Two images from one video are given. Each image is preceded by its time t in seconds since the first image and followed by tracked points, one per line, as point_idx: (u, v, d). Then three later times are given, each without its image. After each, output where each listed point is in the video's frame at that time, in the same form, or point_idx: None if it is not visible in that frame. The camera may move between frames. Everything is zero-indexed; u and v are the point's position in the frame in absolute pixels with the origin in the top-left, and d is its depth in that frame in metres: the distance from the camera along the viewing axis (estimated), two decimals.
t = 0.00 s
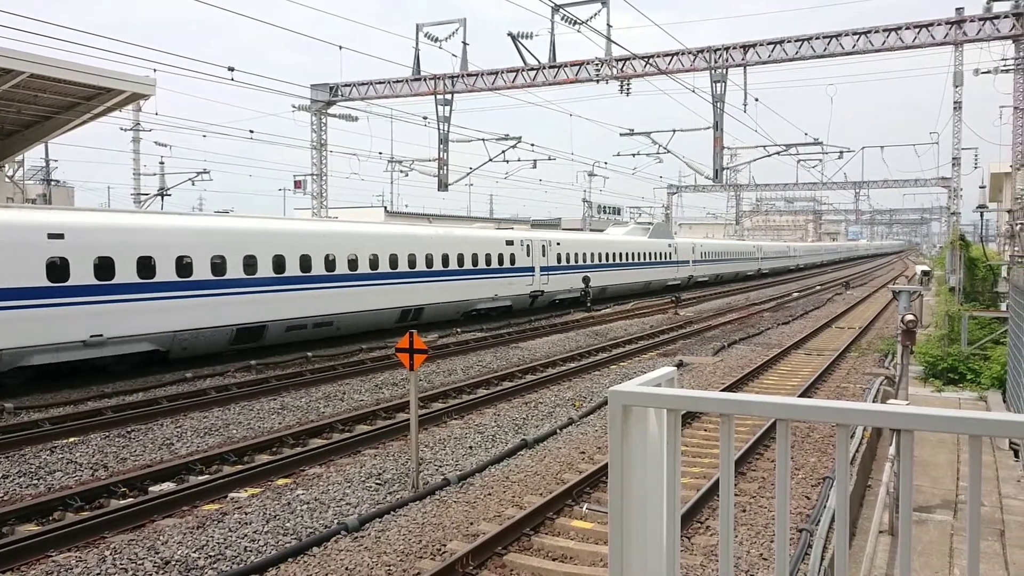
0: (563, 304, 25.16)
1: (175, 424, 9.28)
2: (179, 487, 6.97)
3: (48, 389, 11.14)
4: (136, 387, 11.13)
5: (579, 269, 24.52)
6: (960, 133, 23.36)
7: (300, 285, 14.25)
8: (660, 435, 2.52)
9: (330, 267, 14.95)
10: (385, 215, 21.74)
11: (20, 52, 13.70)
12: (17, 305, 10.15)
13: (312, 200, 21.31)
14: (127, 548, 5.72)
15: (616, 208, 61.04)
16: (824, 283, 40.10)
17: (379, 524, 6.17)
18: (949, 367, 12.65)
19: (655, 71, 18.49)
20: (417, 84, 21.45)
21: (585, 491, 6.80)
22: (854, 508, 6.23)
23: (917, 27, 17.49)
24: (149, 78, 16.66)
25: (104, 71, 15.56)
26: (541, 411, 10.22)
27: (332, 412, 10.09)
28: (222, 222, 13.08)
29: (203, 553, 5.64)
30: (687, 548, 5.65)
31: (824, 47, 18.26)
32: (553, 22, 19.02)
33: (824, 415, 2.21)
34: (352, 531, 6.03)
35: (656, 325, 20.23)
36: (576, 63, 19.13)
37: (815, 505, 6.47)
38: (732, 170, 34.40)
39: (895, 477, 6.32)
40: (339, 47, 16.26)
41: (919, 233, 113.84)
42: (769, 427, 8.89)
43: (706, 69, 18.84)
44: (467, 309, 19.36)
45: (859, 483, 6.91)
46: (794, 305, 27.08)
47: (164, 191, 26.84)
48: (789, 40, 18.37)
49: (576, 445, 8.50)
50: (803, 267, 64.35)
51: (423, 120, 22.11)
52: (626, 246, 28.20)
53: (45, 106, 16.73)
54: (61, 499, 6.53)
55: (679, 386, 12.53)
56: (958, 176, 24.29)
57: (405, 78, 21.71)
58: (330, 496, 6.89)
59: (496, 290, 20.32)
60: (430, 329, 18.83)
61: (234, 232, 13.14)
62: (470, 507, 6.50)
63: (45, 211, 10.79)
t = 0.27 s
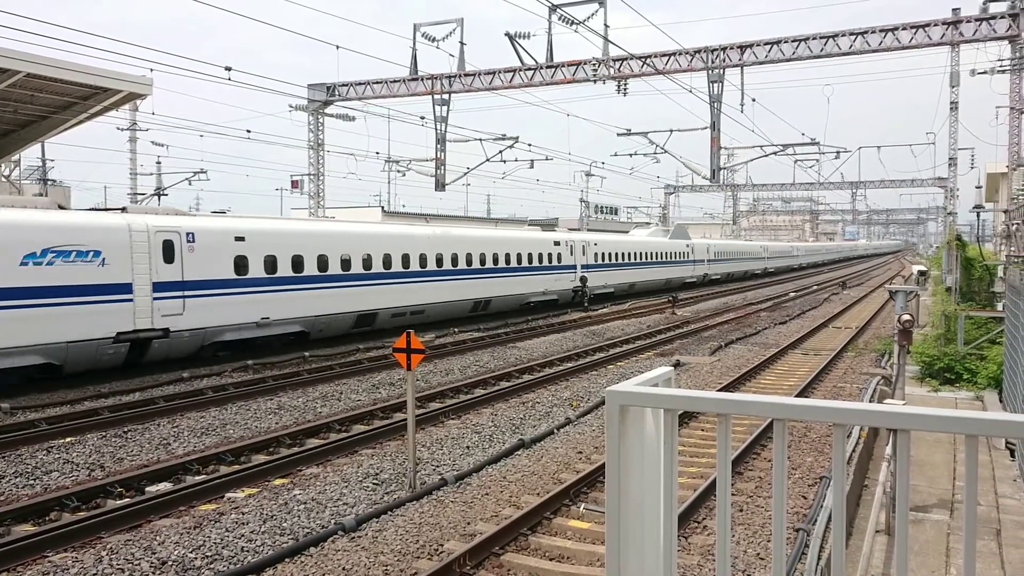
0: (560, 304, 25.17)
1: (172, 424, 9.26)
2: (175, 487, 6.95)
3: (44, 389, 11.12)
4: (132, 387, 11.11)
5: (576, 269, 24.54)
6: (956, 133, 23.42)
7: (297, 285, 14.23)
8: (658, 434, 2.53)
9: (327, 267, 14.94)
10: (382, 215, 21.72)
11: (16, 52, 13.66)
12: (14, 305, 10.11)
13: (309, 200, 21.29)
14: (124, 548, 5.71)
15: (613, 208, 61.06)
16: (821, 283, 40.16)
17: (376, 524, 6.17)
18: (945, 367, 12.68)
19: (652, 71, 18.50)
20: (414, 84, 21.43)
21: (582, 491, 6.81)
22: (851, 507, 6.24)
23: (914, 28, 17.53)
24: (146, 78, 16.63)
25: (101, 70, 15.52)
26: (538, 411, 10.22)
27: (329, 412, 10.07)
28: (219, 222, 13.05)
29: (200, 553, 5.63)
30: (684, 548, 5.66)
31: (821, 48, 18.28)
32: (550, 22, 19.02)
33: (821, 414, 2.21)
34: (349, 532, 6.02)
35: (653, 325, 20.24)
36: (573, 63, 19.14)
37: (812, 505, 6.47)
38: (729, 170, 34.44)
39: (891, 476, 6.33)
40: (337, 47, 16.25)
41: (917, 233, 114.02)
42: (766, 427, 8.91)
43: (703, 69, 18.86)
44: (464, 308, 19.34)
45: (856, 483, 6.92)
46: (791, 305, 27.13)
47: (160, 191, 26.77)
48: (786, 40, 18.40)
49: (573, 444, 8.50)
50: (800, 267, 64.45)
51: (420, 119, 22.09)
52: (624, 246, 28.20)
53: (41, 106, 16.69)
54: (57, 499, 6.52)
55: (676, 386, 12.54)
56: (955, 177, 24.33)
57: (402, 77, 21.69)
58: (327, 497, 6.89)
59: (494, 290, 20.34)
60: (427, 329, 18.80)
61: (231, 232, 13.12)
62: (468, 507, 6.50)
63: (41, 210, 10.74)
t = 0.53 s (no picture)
0: (557, 305, 25.19)
1: (168, 425, 9.24)
2: (171, 487, 6.94)
3: (40, 389, 11.10)
4: (128, 388, 11.09)
5: (572, 270, 24.56)
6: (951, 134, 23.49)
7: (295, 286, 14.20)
8: (656, 434, 2.53)
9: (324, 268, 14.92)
10: (379, 216, 21.71)
11: (11, 52, 13.62)
12: (9, 305, 10.10)
13: (305, 201, 21.26)
14: (120, 549, 5.70)
15: (610, 208, 61.09)
16: (817, 284, 40.23)
17: (372, 524, 6.16)
18: (941, 368, 12.73)
19: (649, 72, 18.53)
20: (411, 85, 21.41)
21: (579, 491, 6.81)
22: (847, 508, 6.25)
23: (910, 29, 17.57)
24: (142, 78, 16.60)
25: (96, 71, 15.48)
26: (534, 412, 10.23)
27: (326, 413, 10.06)
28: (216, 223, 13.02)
29: (196, 553, 5.62)
30: (681, 548, 5.67)
31: (817, 49, 18.31)
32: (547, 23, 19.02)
33: (817, 415, 2.21)
34: (345, 532, 6.02)
35: (650, 325, 20.27)
36: (570, 64, 19.15)
37: (808, 505, 6.49)
38: (725, 170, 34.51)
39: (888, 477, 6.35)
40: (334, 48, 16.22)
41: (912, 234, 114.39)
42: (763, 427, 8.92)
43: (700, 70, 18.88)
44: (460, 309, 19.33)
45: (852, 484, 6.93)
46: (788, 305, 27.19)
47: (156, 191, 26.74)
48: (783, 41, 18.43)
49: (570, 445, 8.51)
50: (796, 267, 64.58)
51: (417, 120, 22.08)
52: (620, 247, 28.22)
53: (37, 106, 16.64)
54: (53, 500, 6.50)
55: (673, 387, 12.56)
56: (950, 178, 24.40)
57: (399, 78, 21.67)
58: (323, 497, 6.88)
59: (490, 290, 20.33)
60: (424, 330, 18.78)
61: (228, 233, 13.08)
62: (464, 508, 6.50)
63: (33, 212, 10.72)
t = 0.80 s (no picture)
0: (554, 305, 25.18)
1: (164, 425, 9.21)
2: (167, 487, 6.92)
3: (35, 389, 11.05)
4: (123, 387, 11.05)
5: (569, 269, 24.56)
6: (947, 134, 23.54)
7: (290, 285, 14.18)
8: (652, 434, 2.53)
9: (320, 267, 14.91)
10: (375, 216, 21.69)
11: (7, 50, 13.56)
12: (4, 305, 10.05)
13: (301, 200, 21.22)
14: (115, 549, 5.68)
15: (606, 208, 61.14)
16: (813, 283, 40.31)
17: (369, 524, 6.15)
18: (936, 367, 12.76)
19: (646, 72, 18.53)
20: (407, 84, 21.38)
21: (575, 491, 6.80)
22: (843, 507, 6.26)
23: (906, 29, 17.60)
24: (137, 78, 16.55)
25: (93, 69, 15.43)
26: (531, 411, 10.22)
27: (322, 413, 10.04)
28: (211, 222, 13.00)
29: (193, 553, 5.60)
30: (678, 548, 5.67)
31: (813, 49, 18.33)
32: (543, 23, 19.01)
33: (815, 415, 2.21)
34: (342, 532, 6.00)
35: (646, 325, 20.29)
36: (566, 64, 19.15)
37: (804, 505, 6.49)
38: (722, 170, 34.55)
39: (883, 476, 6.36)
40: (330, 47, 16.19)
41: (908, 234, 114.68)
42: (759, 427, 8.94)
43: (696, 70, 18.89)
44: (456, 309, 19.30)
45: (848, 483, 6.94)
46: (784, 305, 27.23)
47: (153, 191, 26.69)
48: (779, 41, 18.45)
49: (566, 445, 8.50)
50: (792, 267, 64.69)
51: (413, 119, 22.05)
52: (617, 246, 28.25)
53: (32, 105, 16.58)
54: (48, 500, 6.48)
55: (669, 386, 12.55)
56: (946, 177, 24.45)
57: (395, 77, 21.65)
58: (320, 497, 6.86)
59: (487, 290, 20.31)
60: (420, 329, 18.75)
61: (223, 232, 13.07)
62: (461, 507, 6.49)
63: (29, 210, 10.66)
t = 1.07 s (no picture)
0: (551, 305, 25.19)
1: (162, 424, 9.20)
2: (165, 487, 6.91)
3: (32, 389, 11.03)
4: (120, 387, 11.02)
5: (566, 269, 24.56)
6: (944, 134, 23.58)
7: (287, 285, 14.17)
8: (649, 433, 2.53)
9: (318, 267, 14.90)
10: (372, 215, 21.67)
11: (4, 49, 13.53)
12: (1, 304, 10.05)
13: (299, 200, 21.19)
14: (113, 549, 5.67)
15: (604, 208, 61.14)
16: (811, 283, 40.35)
17: (367, 524, 6.14)
18: (934, 367, 12.79)
19: (644, 72, 18.54)
20: (405, 84, 21.37)
21: (573, 490, 6.81)
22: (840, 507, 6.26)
23: (903, 29, 17.63)
24: (135, 77, 16.53)
25: (90, 69, 15.41)
26: (529, 411, 10.22)
27: (320, 412, 10.04)
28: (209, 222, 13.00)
29: (190, 553, 5.59)
30: (675, 547, 5.68)
31: (810, 49, 18.35)
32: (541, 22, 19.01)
33: (813, 414, 2.21)
34: (340, 532, 6.00)
35: (644, 325, 20.30)
36: (564, 63, 19.15)
37: (802, 504, 6.50)
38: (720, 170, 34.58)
39: (880, 476, 6.37)
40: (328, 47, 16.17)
41: (906, 234, 114.80)
42: (756, 426, 8.95)
43: (694, 70, 18.90)
44: (454, 309, 19.29)
45: (845, 483, 6.95)
46: (782, 305, 27.26)
47: (150, 190, 26.66)
48: (777, 41, 18.47)
49: (564, 444, 8.50)
50: (790, 267, 64.75)
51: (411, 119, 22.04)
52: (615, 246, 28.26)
53: (29, 104, 16.54)
54: (45, 500, 6.46)
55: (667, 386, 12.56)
56: (943, 178, 24.49)
57: (393, 77, 21.63)
58: (317, 497, 6.85)
59: (484, 290, 20.28)
60: (418, 329, 18.73)
61: (221, 232, 13.06)
62: (459, 507, 6.48)
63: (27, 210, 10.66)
